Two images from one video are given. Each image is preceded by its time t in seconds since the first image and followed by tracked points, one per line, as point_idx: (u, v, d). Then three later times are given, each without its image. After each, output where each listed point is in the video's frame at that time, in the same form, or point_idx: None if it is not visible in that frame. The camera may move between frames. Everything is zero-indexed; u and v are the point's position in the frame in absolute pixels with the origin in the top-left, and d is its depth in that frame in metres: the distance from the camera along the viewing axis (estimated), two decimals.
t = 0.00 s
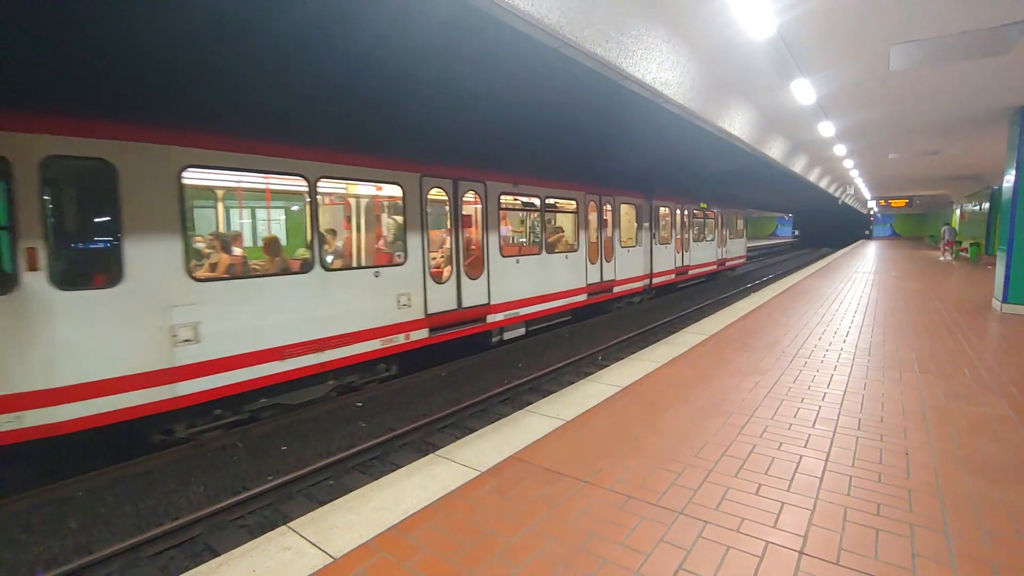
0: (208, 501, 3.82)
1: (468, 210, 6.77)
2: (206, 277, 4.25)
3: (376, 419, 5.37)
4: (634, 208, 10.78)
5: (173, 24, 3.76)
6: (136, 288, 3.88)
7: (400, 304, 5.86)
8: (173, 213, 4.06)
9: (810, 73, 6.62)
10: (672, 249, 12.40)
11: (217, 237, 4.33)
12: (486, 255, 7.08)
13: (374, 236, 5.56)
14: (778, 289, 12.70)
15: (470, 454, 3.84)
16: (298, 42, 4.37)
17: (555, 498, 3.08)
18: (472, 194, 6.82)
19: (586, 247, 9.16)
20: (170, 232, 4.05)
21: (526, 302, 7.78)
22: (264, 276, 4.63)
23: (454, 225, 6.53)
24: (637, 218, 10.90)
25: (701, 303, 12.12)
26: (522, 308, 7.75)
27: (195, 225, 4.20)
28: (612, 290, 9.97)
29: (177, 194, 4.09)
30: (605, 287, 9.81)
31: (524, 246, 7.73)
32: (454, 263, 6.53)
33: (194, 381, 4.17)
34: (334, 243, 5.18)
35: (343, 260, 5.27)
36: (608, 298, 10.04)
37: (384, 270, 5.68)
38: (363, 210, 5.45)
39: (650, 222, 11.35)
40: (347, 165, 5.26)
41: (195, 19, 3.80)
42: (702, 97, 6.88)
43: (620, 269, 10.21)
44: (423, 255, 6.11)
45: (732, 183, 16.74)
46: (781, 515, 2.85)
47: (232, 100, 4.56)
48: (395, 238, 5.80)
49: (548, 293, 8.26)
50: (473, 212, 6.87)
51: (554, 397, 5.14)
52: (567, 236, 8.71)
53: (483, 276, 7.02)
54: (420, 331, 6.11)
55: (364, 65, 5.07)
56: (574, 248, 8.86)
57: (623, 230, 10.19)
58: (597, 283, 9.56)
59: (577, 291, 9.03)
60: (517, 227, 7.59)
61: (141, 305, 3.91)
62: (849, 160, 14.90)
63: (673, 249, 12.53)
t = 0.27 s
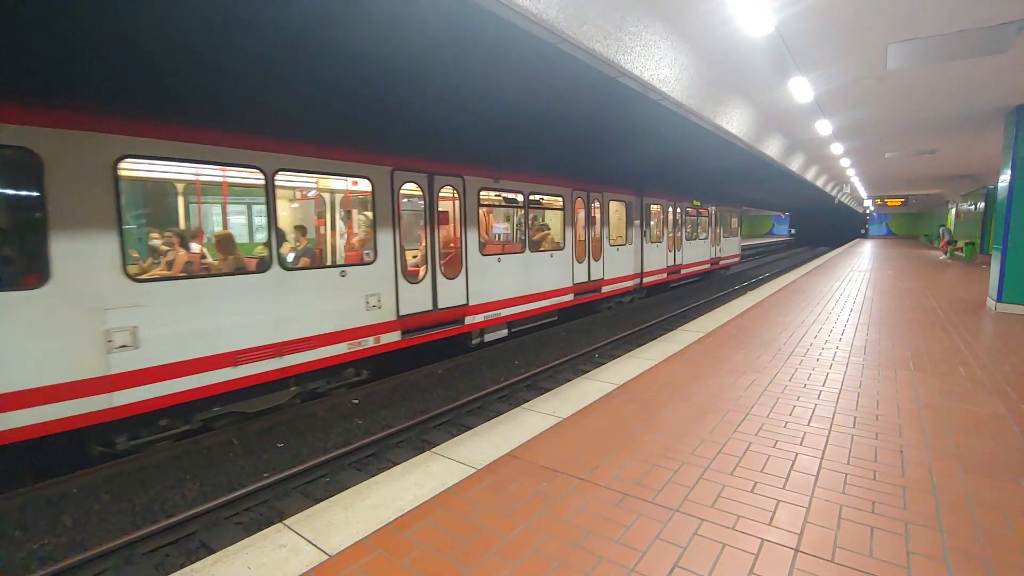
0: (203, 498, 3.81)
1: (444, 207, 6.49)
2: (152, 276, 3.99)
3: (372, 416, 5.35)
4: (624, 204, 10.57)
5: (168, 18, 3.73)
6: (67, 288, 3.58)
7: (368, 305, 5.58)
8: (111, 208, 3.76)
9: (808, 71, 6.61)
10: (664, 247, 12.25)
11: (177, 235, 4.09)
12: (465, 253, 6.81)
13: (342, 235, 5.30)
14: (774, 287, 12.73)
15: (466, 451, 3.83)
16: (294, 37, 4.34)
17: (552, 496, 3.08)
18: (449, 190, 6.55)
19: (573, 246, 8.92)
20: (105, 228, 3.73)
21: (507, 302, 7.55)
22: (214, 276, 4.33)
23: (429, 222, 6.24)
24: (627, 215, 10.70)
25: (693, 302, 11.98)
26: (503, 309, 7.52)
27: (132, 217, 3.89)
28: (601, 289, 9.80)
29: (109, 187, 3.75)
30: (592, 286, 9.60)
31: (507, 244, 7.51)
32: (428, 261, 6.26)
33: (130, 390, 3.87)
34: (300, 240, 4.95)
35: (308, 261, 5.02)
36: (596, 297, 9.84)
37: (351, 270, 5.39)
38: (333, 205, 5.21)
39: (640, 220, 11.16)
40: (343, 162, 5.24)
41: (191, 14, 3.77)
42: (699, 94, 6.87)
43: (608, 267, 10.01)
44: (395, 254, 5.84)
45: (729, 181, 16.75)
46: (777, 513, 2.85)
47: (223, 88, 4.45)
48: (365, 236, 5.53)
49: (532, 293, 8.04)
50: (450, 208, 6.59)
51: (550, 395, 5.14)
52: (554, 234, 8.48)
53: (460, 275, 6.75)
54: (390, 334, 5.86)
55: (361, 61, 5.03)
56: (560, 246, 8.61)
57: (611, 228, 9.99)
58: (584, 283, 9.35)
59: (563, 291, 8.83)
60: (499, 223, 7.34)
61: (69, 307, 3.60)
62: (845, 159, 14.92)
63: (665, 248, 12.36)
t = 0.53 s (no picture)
0: (202, 500, 3.80)
1: (426, 207, 6.26)
2: (115, 279, 3.75)
3: (371, 417, 5.35)
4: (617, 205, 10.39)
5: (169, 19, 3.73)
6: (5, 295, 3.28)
7: (344, 310, 5.32)
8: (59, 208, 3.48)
9: (808, 73, 6.61)
10: (658, 248, 12.16)
11: (143, 235, 3.84)
12: (448, 255, 6.58)
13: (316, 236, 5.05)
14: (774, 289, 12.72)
15: (466, 452, 3.83)
16: (294, 38, 4.34)
17: (552, 497, 3.07)
18: (432, 189, 6.33)
19: (564, 247, 8.75)
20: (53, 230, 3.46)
21: (494, 306, 7.35)
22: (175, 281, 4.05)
23: (409, 222, 6.00)
24: (621, 217, 10.57)
25: (688, 305, 11.86)
26: (490, 313, 7.32)
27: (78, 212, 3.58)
28: (593, 292, 9.67)
29: (49, 179, 3.43)
30: (584, 289, 9.45)
31: (494, 245, 7.31)
32: (408, 262, 6.02)
33: (76, 403, 3.57)
34: (275, 242, 4.72)
35: (285, 262, 4.83)
36: (589, 300, 9.70)
37: (324, 273, 5.12)
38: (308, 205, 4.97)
39: (634, 221, 11.01)
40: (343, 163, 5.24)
41: (191, 14, 3.77)
42: (699, 96, 6.87)
43: (601, 269, 9.87)
44: (374, 255, 5.61)
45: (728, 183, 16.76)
46: (777, 515, 2.85)
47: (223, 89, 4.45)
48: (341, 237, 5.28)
49: (521, 297, 7.85)
50: (432, 208, 6.35)
51: (550, 396, 5.13)
52: (544, 236, 8.30)
53: (443, 277, 6.52)
54: (369, 340, 5.60)
55: (360, 62, 5.03)
56: (550, 249, 8.44)
57: (604, 229, 9.83)
58: (575, 286, 9.20)
59: (555, 294, 8.66)
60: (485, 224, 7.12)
61: (13, 314, 3.31)
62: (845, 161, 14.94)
63: (660, 249, 12.27)
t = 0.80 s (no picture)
0: (201, 505, 3.79)
1: (409, 210, 6.19)
2: (81, 287, 3.71)
3: (370, 421, 5.34)
4: (609, 208, 10.37)
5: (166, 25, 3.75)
6: None
7: (321, 317, 5.23)
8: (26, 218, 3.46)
9: (805, 75, 6.63)
10: (654, 251, 12.21)
11: (113, 241, 3.82)
12: (433, 259, 6.50)
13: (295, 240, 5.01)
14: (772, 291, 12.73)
15: (465, 456, 3.82)
16: (292, 42, 4.35)
17: (551, 501, 3.07)
18: (416, 192, 6.26)
19: (554, 250, 8.72)
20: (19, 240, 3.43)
21: (480, 313, 7.27)
22: (143, 289, 3.99)
23: (391, 226, 5.93)
24: (614, 219, 10.55)
25: (684, 307, 11.84)
26: (476, 320, 7.26)
27: (48, 216, 3.58)
28: (586, 296, 9.66)
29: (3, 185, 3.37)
30: (576, 293, 9.44)
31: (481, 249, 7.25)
32: (390, 267, 5.94)
33: (30, 419, 3.48)
34: (254, 247, 4.71)
35: (263, 268, 4.79)
36: (581, 304, 9.69)
37: (300, 278, 5.05)
38: (286, 207, 4.95)
39: (628, 224, 11.01)
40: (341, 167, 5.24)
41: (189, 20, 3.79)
42: (697, 98, 6.90)
43: (593, 272, 9.85)
44: (353, 260, 5.53)
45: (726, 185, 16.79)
46: (777, 517, 2.85)
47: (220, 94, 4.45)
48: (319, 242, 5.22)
49: (510, 302, 7.81)
50: (415, 212, 6.28)
51: (549, 400, 5.13)
52: (534, 239, 8.26)
53: (427, 283, 6.44)
54: (347, 348, 5.51)
55: (357, 66, 5.05)
56: (541, 252, 8.40)
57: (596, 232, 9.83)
58: (566, 290, 9.16)
59: (545, 298, 8.63)
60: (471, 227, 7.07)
61: None
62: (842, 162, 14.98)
63: (656, 252, 12.29)
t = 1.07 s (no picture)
0: (196, 504, 3.77)
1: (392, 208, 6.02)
2: (50, 287, 3.59)
3: (366, 419, 5.32)
4: (599, 205, 10.29)
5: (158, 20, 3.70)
6: None
7: (298, 318, 5.07)
8: None
9: (800, 72, 6.65)
10: (647, 248, 12.22)
11: (82, 241, 3.71)
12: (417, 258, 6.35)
13: (273, 239, 4.86)
14: (767, 288, 12.78)
15: (460, 454, 3.81)
16: (285, 38, 4.31)
17: (547, 498, 3.07)
18: (398, 189, 6.07)
19: (544, 248, 8.66)
20: None
21: (465, 313, 7.19)
22: (143, 287, 4.00)
23: (372, 225, 5.77)
24: (606, 217, 10.53)
25: (677, 304, 11.87)
26: (461, 320, 7.21)
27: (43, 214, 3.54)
28: (578, 294, 9.68)
29: None
30: (567, 292, 9.45)
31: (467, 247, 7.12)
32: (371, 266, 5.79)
33: None
34: (232, 245, 4.58)
35: (240, 267, 4.66)
36: (573, 303, 9.70)
37: (276, 278, 4.89)
38: (265, 206, 4.81)
39: (620, 221, 10.98)
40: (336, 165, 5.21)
41: (181, 15, 3.75)
42: (693, 95, 6.90)
43: (585, 271, 9.84)
44: (333, 259, 5.38)
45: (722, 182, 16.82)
46: (772, 514, 2.85)
47: (212, 91, 4.42)
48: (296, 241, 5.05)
49: (497, 302, 7.75)
50: (398, 209, 6.11)
51: (546, 397, 5.13)
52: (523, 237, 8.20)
53: (411, 283, 6.30)
54: (325, 350, 5.36)
55: (351, 63, 5.01)
56: (529, 250, 8.35)
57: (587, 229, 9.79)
58: (556, 288, 9.14)
59: (535, 298, 8.59)
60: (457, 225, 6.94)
61: None
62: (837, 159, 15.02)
63: (649, 250, 12.31)
